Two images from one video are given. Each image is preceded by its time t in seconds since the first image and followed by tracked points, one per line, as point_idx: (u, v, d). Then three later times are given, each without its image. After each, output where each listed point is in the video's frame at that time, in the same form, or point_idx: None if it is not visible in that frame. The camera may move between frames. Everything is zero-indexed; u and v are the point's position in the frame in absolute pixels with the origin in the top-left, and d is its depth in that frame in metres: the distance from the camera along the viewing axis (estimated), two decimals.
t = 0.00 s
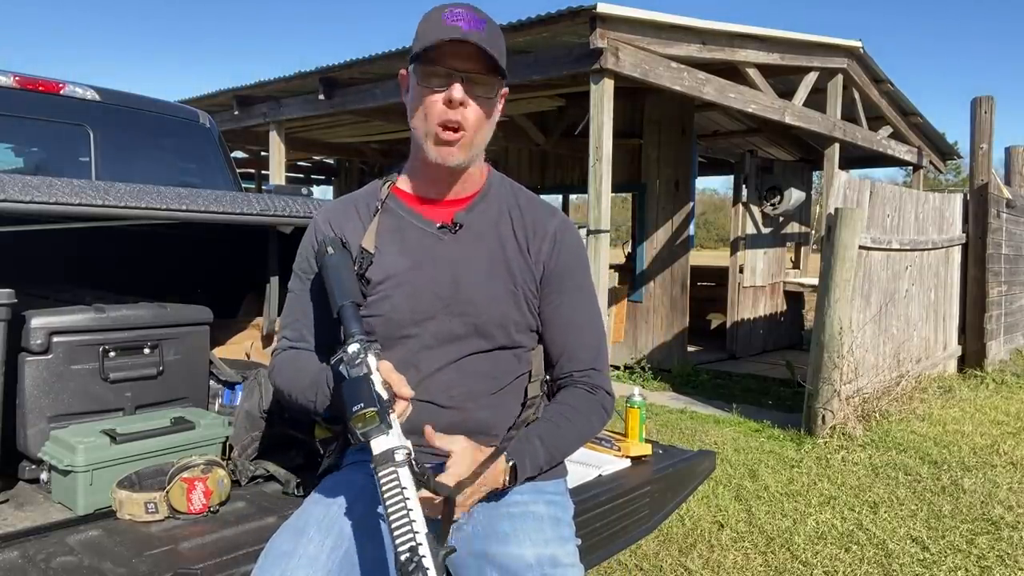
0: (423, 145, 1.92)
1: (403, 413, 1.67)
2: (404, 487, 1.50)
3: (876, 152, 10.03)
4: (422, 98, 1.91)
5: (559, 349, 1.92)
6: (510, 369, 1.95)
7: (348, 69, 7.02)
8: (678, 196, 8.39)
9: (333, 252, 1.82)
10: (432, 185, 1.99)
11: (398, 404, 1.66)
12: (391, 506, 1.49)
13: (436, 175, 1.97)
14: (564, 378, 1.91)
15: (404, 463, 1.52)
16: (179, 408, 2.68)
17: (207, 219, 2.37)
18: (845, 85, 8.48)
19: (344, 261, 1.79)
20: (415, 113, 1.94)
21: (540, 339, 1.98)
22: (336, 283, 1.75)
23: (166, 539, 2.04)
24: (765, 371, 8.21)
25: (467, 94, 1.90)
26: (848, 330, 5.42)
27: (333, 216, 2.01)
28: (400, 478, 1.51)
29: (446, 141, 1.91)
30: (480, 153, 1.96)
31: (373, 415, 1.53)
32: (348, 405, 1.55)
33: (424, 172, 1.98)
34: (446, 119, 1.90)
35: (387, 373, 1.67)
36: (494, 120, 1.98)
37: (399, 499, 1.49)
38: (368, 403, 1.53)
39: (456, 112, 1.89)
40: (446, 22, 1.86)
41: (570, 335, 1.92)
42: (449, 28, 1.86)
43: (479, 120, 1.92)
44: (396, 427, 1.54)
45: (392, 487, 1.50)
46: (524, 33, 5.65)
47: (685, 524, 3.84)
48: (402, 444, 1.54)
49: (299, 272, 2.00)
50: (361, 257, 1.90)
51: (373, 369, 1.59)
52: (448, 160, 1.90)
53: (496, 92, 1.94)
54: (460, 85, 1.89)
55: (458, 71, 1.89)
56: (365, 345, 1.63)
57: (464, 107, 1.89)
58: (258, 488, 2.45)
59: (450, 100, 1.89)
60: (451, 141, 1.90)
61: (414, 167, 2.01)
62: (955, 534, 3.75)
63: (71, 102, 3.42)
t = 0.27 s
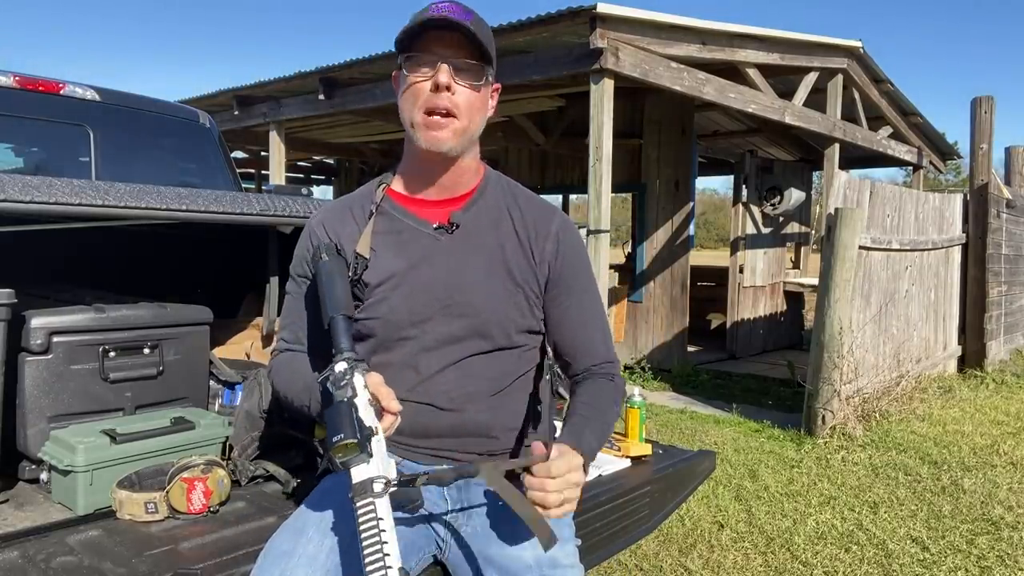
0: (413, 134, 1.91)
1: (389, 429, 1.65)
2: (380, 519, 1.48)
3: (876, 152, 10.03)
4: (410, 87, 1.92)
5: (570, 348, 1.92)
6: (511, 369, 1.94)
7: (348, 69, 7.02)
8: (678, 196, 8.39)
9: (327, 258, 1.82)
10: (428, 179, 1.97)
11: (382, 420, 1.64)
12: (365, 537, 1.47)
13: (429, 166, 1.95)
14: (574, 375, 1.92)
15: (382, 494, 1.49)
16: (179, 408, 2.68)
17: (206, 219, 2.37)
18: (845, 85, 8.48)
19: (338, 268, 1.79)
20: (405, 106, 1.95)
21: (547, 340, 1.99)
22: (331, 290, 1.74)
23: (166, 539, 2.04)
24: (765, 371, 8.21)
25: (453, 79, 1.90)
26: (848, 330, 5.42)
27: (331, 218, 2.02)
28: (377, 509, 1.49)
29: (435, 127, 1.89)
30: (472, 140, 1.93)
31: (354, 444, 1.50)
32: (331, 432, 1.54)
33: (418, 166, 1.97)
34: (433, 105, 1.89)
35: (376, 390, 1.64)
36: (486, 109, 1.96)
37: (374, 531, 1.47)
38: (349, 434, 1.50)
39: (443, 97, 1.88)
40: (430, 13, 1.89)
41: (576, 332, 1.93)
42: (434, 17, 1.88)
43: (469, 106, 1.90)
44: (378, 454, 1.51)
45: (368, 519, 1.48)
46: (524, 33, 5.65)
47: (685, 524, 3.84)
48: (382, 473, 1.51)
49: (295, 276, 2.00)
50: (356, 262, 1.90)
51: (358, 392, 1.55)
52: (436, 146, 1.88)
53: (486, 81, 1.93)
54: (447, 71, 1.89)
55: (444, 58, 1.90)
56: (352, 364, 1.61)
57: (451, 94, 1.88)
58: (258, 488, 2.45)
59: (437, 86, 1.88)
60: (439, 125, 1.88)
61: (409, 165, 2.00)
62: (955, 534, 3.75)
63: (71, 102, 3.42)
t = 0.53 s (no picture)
0: (410, 143, 1.92)
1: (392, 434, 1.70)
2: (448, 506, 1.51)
3: (876, 152, 10.03)
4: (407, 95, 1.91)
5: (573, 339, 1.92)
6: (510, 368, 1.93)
7: (348, 69, 7.02)
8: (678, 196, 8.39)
9: (338, 258, 1.80)
10: (424, 184, 1.99)
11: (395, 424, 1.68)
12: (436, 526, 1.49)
13: (425, 173, 1.96)
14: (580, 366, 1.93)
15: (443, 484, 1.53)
16: (179, 408, 2.68)
17: (207, 219, 2.37)
18: (845, 85, 8.48)
19: (348, 269, 1.77)
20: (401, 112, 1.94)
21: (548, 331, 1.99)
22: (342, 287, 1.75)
23: (166, 539, 2.03)
24: (765, 371, 8.21)
25: (450, 90, 1.89)
26: (849, 330, 5.42)
27: (327, 220, 2.02)
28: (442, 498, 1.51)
29: (433, 139, 1.90)
30: (469, 149, 1.94)
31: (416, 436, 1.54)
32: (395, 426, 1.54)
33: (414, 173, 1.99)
34: (431, 117, 1.89)
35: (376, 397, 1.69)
36: (482, 115, 1.96)
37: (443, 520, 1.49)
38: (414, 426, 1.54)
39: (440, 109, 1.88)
40: (426, 21, 1.86)
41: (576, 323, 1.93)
42: (431, 24, 1.86)
43: (465, 117, 1.91)
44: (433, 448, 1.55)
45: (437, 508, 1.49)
46: (524, 33, 5.65)
47: (685, 524, 3.84)
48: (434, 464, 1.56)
49: (294, 277, 2.00)
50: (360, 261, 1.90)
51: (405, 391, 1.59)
52: (434, 159, 1.90)
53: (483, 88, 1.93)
54: (443, 81, 1.89)
55: (440, 68, 1.89)
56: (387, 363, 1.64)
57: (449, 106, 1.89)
58: (258, 488, 2.45)
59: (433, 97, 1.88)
60: (437, 138, 1.90)
61: (405, 168, 2.01)
62: (955, 534, 3.75)
63: (71, 101, 3.42)
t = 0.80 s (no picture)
0: (411, 145, 1.92)
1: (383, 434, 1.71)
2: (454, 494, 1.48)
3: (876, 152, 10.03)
4: (407, 97, 1.91)
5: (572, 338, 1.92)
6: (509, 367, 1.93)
7: (348, 69, 7.02)
8: (678, 196, 8.39)
9: (342, 255, 1.80)
10: (425, 184, 1.99)
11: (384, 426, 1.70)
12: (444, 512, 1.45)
13: (427, 173, 1.97)
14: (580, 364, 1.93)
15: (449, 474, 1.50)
16: (179, 408, 2.68)
17: (207, 219, 2.37)
18: (845, 85, 8.48)
19: (352, 267, 1.77)
20: (402, 114, 1.94)
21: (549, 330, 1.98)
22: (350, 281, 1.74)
23: (166, 540, 2.04)
24: (765, 371, 8.21)
25: (452, 92, 1.89)
26: (848, 330, 5.42)
27: (327, 220, 2.03)
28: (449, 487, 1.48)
29: (435, 141, 1.90)
30: (471, 150, 1.95)
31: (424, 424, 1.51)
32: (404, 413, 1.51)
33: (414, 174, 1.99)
34: (433, 120, 1.90)
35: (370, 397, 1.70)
36: (483, 117, 1.97)
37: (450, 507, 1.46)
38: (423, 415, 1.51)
39: (442, 112, 1.89)
40: (427, 24, 1.86)
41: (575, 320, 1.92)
42: (432, 27, 1.85)
43: (467, 120, 1.92)
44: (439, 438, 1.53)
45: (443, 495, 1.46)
46: (524, 33, 5.65)
47: (685, 524, 3.84)
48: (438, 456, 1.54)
49: (294, 278, 2.00)
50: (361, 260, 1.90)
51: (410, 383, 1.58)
52: (436, 161, 1.90)
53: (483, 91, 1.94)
54: (445, 84, 1.89)
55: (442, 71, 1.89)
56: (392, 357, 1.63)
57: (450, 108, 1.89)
58: (258, 488, 2.45)
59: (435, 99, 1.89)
60: (439, 140, 1.90)
61: (405, 167, 2.02)
62: (955, 534, 3.75)
63: (71, 102, 3.42)
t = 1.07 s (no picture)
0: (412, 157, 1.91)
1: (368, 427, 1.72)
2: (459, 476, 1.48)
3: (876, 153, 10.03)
4: (409, 110, 1.89)
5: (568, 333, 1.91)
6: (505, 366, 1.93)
7: (348, 69, 7.02)
8: (678, 197, 8.39)
9: (337, 252, 1.80)
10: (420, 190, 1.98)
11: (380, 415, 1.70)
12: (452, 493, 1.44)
13: (426, 182, 1.96)
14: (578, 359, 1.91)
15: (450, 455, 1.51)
16: (179, 408, 2.68)
17: (206, 219, 2.37)
18: (845, 85, 8.48)
19: (346, 264, 1.77)
20: (403, 126, 1.92)
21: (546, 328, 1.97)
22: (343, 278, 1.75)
23: (166, 539, 2.04)
24: (765, 372, 8.21)
25: (457, 110, 1.88)
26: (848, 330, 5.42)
27: (323, 220, 2.04)
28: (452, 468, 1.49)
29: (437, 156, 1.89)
30: (469, 160, 1.96)
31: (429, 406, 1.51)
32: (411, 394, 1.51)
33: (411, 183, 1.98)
34: (435, 135, 1.88)
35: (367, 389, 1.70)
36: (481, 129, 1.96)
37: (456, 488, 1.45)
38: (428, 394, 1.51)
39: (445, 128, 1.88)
40: (432, 41, 1.82)
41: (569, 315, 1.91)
42: (437, 42, 1.82)
43: (468, 134, 1.91)
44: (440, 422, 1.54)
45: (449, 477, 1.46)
46: (524, 33, 5.65)
47: (685, 524, 3.84)
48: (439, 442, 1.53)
49: (292, 277, 2.00)
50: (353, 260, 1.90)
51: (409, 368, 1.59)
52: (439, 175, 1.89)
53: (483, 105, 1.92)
54: (451, 102, 1.87)
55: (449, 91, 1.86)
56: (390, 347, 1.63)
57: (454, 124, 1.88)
58: (258, 488, 2.45)
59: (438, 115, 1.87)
60: (441, 155, 1.89)
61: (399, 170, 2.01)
62: (955, 534, 3.75)
63: (71, 102, 3.42)
